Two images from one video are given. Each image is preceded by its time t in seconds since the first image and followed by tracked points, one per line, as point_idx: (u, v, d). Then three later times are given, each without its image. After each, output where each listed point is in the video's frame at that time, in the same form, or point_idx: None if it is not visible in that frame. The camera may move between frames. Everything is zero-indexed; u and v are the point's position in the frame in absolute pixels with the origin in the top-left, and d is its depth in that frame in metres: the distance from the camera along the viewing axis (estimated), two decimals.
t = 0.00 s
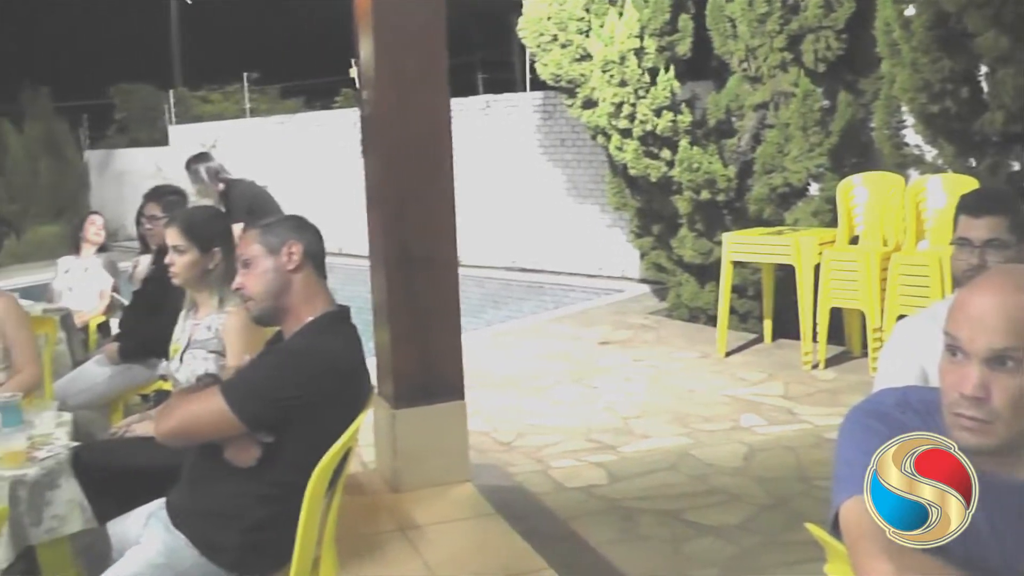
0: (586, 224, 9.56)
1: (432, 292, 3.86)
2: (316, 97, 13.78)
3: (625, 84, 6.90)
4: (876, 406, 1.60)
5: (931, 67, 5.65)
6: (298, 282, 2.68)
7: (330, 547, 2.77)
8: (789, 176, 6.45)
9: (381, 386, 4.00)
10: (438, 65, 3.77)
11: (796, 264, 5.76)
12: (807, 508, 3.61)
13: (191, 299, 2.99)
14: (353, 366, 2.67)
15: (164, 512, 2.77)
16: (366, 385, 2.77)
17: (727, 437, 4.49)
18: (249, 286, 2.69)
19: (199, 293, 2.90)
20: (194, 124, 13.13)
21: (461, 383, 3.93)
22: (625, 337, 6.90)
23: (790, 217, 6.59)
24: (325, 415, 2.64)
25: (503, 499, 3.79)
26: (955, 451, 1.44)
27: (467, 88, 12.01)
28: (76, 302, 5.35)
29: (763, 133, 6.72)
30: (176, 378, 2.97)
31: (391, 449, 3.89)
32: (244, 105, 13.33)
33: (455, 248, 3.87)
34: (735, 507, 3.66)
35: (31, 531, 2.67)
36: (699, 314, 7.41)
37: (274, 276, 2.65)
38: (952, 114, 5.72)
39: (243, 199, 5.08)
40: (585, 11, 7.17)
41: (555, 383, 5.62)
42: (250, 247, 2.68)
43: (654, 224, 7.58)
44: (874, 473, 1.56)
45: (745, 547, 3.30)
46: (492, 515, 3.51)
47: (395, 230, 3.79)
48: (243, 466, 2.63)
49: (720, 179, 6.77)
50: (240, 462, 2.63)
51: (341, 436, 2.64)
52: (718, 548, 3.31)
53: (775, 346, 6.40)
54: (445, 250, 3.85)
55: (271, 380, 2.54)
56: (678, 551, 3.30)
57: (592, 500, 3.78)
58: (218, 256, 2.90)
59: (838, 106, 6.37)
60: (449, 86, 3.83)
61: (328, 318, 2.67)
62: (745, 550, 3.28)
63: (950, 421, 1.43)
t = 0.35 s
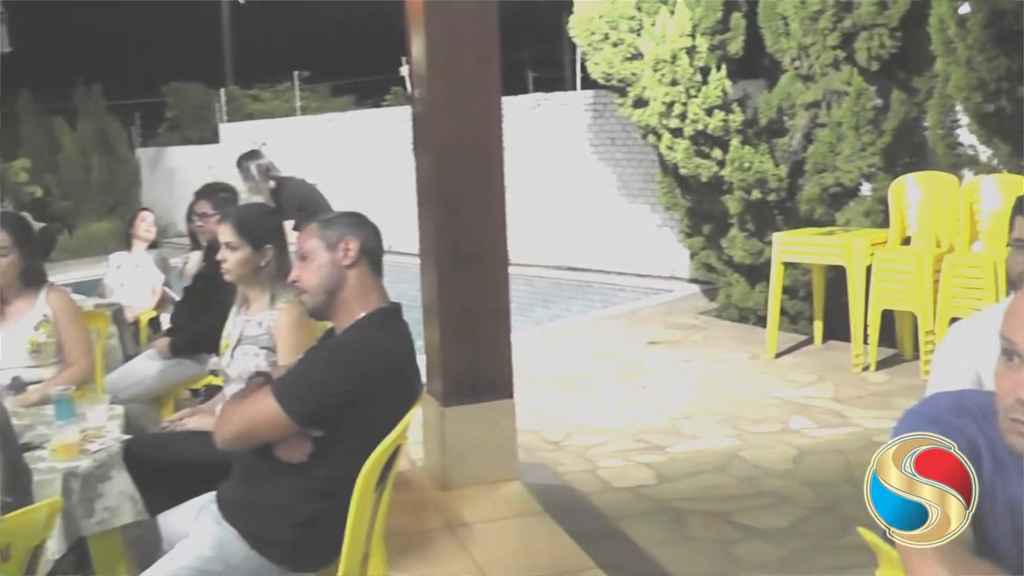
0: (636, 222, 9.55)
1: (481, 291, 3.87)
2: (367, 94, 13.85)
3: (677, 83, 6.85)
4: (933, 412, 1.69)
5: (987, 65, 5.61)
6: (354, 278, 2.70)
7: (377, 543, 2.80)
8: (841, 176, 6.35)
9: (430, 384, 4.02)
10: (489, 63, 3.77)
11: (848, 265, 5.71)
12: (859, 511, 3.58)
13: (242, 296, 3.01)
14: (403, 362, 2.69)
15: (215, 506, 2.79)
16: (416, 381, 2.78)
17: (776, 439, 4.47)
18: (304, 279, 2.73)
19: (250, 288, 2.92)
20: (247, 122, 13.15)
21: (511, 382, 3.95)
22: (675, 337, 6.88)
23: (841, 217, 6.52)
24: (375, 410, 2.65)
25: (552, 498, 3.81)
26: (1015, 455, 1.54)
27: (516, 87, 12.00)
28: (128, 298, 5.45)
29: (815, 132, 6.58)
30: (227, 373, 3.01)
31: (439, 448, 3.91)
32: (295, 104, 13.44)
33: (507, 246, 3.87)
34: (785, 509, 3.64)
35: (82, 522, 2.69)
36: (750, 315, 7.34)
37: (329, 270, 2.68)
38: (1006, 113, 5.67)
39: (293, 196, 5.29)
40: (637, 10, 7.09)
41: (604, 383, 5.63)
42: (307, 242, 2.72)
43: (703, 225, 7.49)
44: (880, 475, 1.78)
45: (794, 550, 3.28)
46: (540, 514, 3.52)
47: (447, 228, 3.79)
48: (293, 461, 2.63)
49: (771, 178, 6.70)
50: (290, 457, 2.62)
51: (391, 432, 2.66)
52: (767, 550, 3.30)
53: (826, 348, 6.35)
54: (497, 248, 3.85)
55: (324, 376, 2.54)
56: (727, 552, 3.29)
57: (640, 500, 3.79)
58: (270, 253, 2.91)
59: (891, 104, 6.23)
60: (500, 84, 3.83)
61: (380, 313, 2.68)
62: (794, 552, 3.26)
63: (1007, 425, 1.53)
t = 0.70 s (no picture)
0: (681, 221, 9.52)
1: (526, 288, 3.89)
2: (412, 92, 13.79)
3: (723, 81, 6.83)
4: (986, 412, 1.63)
5: None
6: (400, 275, 2.71)
7: (423, 539, 2.80)
8: (886, 174, 6.28)
9: (475, 381, 4.04)
10: (537, 62, 3.78)
11: (893, 264, 5.67)
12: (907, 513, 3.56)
13: (289, 292, 3.03)
14: (449, 358, 2.69)
15: (261, 501, 2.81)
16: (463, 378, 2.78)
17: (822, 439, 4.45)
18: (351, 276, 2.74)
19: (296, 285, 2.94)
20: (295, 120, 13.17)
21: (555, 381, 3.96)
22: (720, 336, 6.86)
23: (888, 216, 6.47)
24: (421, 408, 2.65)
25: (596, 497, 3.82)
26: None
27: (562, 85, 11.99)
28: (174, 294, 5.56)
29: (861, 129, 6.55)
30: (272, 368, 3.04)
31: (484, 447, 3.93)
32: (340, 102, 13.48)
33: (552, 244, 3.88)
34: (831, 511, 3.62)
35: (129, 515, 2.71)
36: (795, 314, 7.29)
37: (376, 267, 2.70)
38: None
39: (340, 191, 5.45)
40: (683, 8, 7.17)
41: (649, 382, 5.64)
42: (354, 238, 2.74)
43: (749, 224, 7.46)
44: (878, 476, 1.79)
45: (839, 552, 3.27)
46: (586, 513, 3.54)
47: (492, 226, 3.81)
48: (339, 459, 2.65)
49: (817, 177, 6.58)
50: (336, 454, 2.64)
51: (437, 429, 2.66)
52: (813, 551, 3.29)
53: (871, 348, 6.30)
54: (545, 245, 3.87)
55: (371, 374, 2.56)
56: (772, 553, 3.29)
57: (684, 499, 3.80)
58: (317, 250, 2.92)
59: (937, 101, 6.19)
60: (547, 82, 3.84)
61: (426, 311, 2.69)
62: (840, 554, 3.25)
63: None
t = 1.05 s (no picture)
0: (725, 220, 9.47)
1: (571, 286, 3.91)
2: (457, 90, 13.83)
3: (769, 79, 6.83)
4: None
5: None
6: (447, 272, 2.73)
7: (468, 537, 2.82)
8: (933, 172, 6.23)
9: (520, 379, 4.06)
10: (584, 62, 3.82)
11: (940, 264, 5.63)
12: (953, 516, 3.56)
13: (334, 289, 3.06)
14: (496, 356, 2.70)
15: (306, 497, 2.83)
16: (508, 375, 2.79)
17: (866, 438, 4.46)
18: (398, 272, 2.77)
19: (343, 282, 2.97)
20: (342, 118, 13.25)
21: (598, 379, 3.98)
22: (766, 335, 6.85)
23: (934, 216, 6.39)
24: (468, 405, 2.66)
25: (641, 493, 3.87)
26: None
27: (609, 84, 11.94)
28: (220, 290, 5.72)
29: (908, 128, 6.51)
30: (318, 365, 3.08)
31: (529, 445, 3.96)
32: (385, 100, 13.42)
33: (597, 243, 3.91)
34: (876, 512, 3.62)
35: (176, 509, 2.73)
36: (840, 314, 7.24)
37: (423, 266, 2.72)
38: None
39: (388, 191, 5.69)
40: (729, 6, 7.21)
41: (692, 381, 5.66)
42: (401, 236, 2.76)
43: (794, 222, 7.42)
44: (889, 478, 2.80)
45: (884, 553, 3.27)
46: (631, 511, 3.58)
47: (540, 225, 3.84)
48: (384, 457, 2.67)
49: (863, 176, 6.54)
50: (382, 453, 2.66)
51: (481, 427, 2.67)
52: (859, 553, 3.29)
53: (917, 348, 6.26)
54: (590, 243, 3.89)
55: (417, 372, 2.56)
56: (817, 554, 3.30)
57: (728, 498, 3.84)
58: (363, 247, 2.96)
59: (985, 100, 6.10)
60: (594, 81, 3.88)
61: (472, 309, 2.70)
62: (885, 555, 3.26)
63: None
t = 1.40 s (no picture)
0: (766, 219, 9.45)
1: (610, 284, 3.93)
2: (497, 89, 13.57)
3: (809, 77, 6.83)
4: None
5: None
6: (486, 271, 2.74)
7: (508, 535, 2.83)
8: (973, 170, 6.18)
9: (559, 378, 4.09)
10: (624, 62, 3.83)
11: (979, 263, 5.57)
12: (991, 517, 3.60)
13: (373, 288, 3.08)
14: (535, 355, 2.70)
15: (346, 494, 2.85)
16: (546, 374, 2.79)
17: (905, 436, 4.47)
18: (437, 270, 2.78)
19: (382, 281, 2.98)
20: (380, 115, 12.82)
21: (636, 378, 3.98)
22: (805, 333, 6.85)
23: (974, 214, 6.29)
24: (507, 405, 2.66)
25: (681, 492, 3.92)
26: None
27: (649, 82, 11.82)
28: (258, 288, 5.84)
29: (948, 126, 6.46)
30: (357, 363, 3.10)
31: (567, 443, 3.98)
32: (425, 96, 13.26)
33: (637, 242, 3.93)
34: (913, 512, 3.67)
35: (215, 506, 2.75)
36: (880, 312, 7.19)
37: (462, 264, 2.73)
38: None
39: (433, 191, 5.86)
40: (769, 3, 7.22)
41: (733, 379, 5.69)
42: (440, 233, 2.77)
43: (834, 220, 7.40)
44: (889, 483, 3.67)
45: (924, 554, 3.33)
46: (670, 509, 3.62)
47: (580, 224, 3.86)
48: (425, 458, 2.67)
49: (902, 173, 6.53)
50: (424, 454, 2.66)
51: (520, 426, 2.67)
52: (897, 554, 3.35)
53: (956, 348, 6.25)
54: (628, 241, 3.91)
55: (456, 373, 2.57)
56: (856, 555, 3.36)
57: (768, 498, 3.89)
58: (402, 245, 3.00)
59: None
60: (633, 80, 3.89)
61: (512, 308, 2.70)
62: (925, 557, 3.31)
63: None
